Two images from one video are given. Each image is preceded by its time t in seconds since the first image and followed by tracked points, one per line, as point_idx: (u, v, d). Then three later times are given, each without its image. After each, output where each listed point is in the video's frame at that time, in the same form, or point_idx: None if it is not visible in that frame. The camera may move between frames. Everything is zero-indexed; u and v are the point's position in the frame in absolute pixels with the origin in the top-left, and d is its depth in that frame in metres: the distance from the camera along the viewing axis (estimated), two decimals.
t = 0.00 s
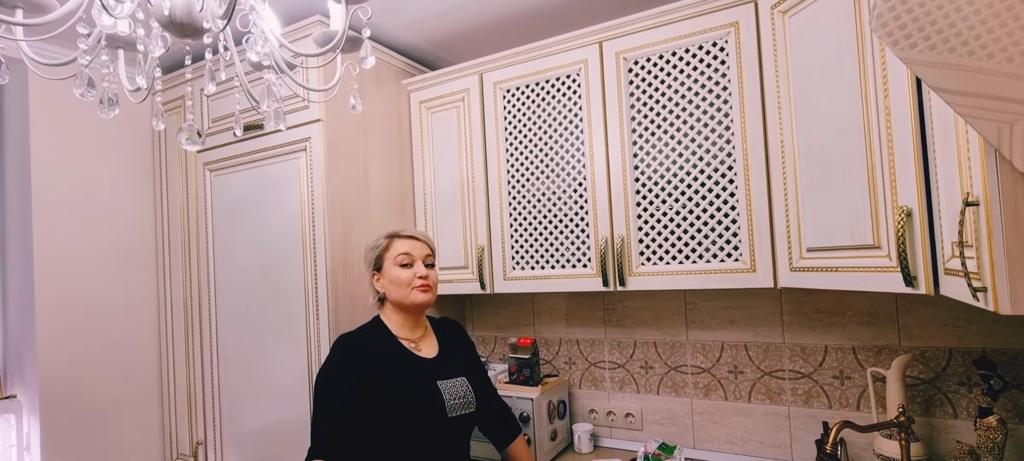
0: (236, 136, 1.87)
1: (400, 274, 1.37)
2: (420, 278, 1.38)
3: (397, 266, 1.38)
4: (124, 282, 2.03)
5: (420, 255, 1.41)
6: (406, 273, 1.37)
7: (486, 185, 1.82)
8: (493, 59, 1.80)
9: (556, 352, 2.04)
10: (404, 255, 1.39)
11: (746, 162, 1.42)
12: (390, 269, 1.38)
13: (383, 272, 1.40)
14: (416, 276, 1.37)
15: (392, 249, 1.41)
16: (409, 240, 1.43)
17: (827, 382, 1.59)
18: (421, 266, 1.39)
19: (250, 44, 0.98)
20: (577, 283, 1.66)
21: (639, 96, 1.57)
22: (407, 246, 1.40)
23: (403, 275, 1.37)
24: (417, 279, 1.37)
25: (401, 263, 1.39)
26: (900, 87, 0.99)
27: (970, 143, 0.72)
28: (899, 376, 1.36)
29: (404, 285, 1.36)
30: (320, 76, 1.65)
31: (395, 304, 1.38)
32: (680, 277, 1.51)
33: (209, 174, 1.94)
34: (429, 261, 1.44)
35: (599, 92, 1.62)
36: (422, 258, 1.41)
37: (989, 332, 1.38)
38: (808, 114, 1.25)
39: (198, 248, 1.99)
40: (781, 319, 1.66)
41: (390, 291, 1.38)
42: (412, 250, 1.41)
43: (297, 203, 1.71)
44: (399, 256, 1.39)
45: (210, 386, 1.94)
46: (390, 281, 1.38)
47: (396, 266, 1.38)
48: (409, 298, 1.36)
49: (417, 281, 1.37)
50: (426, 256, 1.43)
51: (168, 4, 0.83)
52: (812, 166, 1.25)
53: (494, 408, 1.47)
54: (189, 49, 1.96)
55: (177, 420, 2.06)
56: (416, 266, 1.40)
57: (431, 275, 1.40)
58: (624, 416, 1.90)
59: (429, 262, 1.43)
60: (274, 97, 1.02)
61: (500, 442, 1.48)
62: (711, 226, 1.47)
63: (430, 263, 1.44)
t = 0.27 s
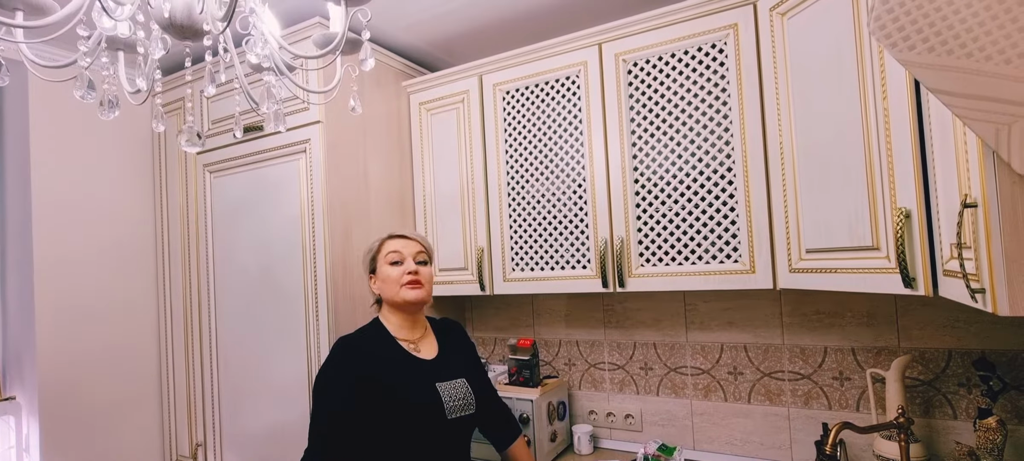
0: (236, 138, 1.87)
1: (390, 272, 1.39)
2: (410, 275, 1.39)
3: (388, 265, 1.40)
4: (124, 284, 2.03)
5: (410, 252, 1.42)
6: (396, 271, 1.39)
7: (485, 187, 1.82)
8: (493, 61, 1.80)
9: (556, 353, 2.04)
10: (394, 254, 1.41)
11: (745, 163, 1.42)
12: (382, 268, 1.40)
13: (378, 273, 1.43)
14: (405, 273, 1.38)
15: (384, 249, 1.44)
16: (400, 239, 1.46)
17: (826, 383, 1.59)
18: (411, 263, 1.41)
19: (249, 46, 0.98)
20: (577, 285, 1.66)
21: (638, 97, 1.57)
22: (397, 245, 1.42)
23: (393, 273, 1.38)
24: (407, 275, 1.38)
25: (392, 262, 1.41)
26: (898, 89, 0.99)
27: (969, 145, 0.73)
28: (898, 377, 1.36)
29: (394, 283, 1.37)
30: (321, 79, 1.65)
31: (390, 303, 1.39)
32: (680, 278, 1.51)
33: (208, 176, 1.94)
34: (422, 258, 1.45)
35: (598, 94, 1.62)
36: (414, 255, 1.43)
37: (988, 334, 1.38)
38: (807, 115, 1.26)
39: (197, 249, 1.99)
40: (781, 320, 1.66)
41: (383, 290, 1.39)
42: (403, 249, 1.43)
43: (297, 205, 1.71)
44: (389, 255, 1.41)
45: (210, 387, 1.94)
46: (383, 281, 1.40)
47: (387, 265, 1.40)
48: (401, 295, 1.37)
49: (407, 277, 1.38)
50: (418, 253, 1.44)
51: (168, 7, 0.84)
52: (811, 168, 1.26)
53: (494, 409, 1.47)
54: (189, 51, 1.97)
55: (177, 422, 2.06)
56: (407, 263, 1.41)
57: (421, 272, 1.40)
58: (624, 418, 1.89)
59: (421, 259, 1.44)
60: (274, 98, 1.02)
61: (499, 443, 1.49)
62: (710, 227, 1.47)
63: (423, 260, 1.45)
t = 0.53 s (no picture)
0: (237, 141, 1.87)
1: (387, 290, 1.37)
2: (405, 297, 1.36)
3: (385, 282, 1.38)
4: (126, 288, 2.03)
5: (408, 271, 1.37)
6: (392, 292, 1.36)
7: (486, 189, 1.82)
8: (493, 64, 1.80)
9: (557, 356, 2.04)
10: (392, 272, 1.37)
11: (745, 165, 1.43)
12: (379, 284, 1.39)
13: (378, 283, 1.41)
14: (401, 295, 1.36)
15: (385, 262, 1.40)
16: (400, 254, 1.40)
17: (828, 384, 1.59)
18: (409, 284, 1.37)
19: (250, 51, 0.98)
20: (578, 287, 1.66)
21: (638, 99, 1.57)
22: (397, 262, 1.38)
23: (389, 292, 1.37)
24: (401, 297, 1.35)
25: (390, 279, 1.38)
26: (898, 90, 1.00)
27: (967, 146, 0.73)
28: (900, 378, 1.36)
29: (389, 303, 1.37)
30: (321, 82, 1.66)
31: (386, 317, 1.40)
32: (681, 280, 1.51)
33: (210, 179, 1.95)
34: (423, 275, 1.40)
35: (598, 96, 1.63)
36: (413, 274, 1.38)
37: (989, 335, 1.38)
38: (806, 117, 1.26)
39: (199, 252, 2.00)
40: (782, 321, 1.66)
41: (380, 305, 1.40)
42: (402, 267, 1.38)
43: (298, 208, 1.72)
44: (388, 271, 1.38)
45: (211, 391, 1.95)
46: (380, 295, 1.39)
47: (385, 283, 1.38)
48: (395, 316, 1.36)
49: (402, 300, 1.36)
50: (419, 271, 1.39)
51: (170, 12, 0.85)
52: (811, 169, 1.26)
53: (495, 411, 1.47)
54: (190, 55, 1.97)
55: (178, 426, 2.06)
56: (405, 282, 1.38)
57: (418, 295, 1.37)
58: (625, 420, 1.89)
59: (420, 277, 1.39)
60: (275, 102, 1.02)
61: (500, 445, 1.48)
62: (711, 229, 1.47)
63: (423, 277, 1.40)
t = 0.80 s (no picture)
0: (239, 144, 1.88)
1: (391, 293, 1.37)
2: (410, 299, 1.36)
3: (389, 285, 1.38)
4: (128, 290, 2.03)
5: (413, 274, 1.37)
6: (396, 295, 1.36)
7: (487, 192, 1.82)
8: (494, 67, 1.81)
9: (558, 358, 2.04)
10: (396, 275, 1.37)
11: (746, 169, 1.43)
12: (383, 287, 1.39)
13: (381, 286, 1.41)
14: (405, 297, 1.36)
15: (388, 265, 1.40)
16: (405, 256, 1.40)
17: (829, 388, 1.59)
18: (413, 286, 1.37)
19: (252, 54, 0.97)
20: (579, 290, 1.66)
21: (639, 102, 1.58)
22: (400, 265, 1.38)
23: (394, 295, 1.37)
24: (406, 300, 1.35)
25: (394, 282, 1.38)
26: (898, 94, 1.00)
27: (967, 150, 0.73)
28: (901, 382, 1.36)
29: (393, 306, 1.36)
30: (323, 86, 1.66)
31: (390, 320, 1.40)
32: (682, 283, 1.51)
33: (211, 182, 1.96)
34: (427, 277, 1.41)
35: (599, 100, 1.63)
36: (417, 277, 1.38)
37: (991, 338, 1.38)
38: (807, 120, 1.26)
39: (200, 255, 2.00)
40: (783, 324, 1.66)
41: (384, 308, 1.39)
42: (406, 270, 1.38)
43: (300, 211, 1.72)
44: (392, 274, 1.38)
45: (212, 393, 1.95)
46: (384, 298, 1.39)
47: (389, 285, 1.38)
48: (399, 319, 1.36)
49: (406, 302, 1.36)
50: (422, 273, 1.39)
51: (173, 17, 0.85)
52: (811, 173, 1.26)
53: (496, 414, 1.47)
54: (193, 59, 1.98)
55: (179, 428, 2.06)
56: (409, 284, 1.38)
57: (422, 297, 1.37)
58: (626, 423, 1.89)
59: (424, 279, 1.40)
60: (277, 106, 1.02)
61: (501, 448, 1.49)
62: (711, 232, 1.48)
63: (427, 279, 1.41)
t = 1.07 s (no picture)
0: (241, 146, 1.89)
1: (390, 289, 1.38)
2: (408, 293, 1.37)
3: (387, 281, 1.39)
4: (129, 291, 2.04)
5: (410, 267, 1.39)
6: (394, 289, 1.38)
7: (488, 194, 1.83)
8: (495, 69, 1.81)
9: (559, 360, 2.04)
10: (393, 270, 1.39)
11: (747, 171, 1.43)
12: (381, 285, 1.40)
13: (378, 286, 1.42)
14: (404, 290, 1.37)
15: (385, 263, 1.42)
16: (400, 252, 1.42)
17: (831, 390, 1.58)
18: (410, 280, 1.39)
19: (255, 57, 0.98)
20: (580, 292, 1.67)
21: (640, 104, 1.58)
22: (396, 261, 1.40)
23: (392, 290, 1.38)
24: (405, 292, 1.37)
25: (391, 278, 1.39)
26: (899, 97, 1.00)
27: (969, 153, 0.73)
28: (903, 384, 1.36)
29: (393, 301, 1.37)
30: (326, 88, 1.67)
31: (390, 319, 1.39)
32: (683, 285, 1.51)
33: (213, 183, 1.96)
34: (423, 271, 1.43)
35: (601, 102, 1.63)
36: (414, 271, 1.40)
37: (993, 342, 1.38)
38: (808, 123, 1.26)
39: (202, 256, 2.00)
40: (784, 327, 1.66)
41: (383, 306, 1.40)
42: (402, 264, 1.40)
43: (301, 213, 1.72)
44: (389, 270, 1.40)
45: (213, 394, 1.95)
46: (383, 297, 1.40)
47: (386, 282, 1.39)
48: (399, 313, 1.37)
49: (405, 296, 1.37)
50: (418, 267, 1.41)
51: (177, 19, 0.85)
52: (813, 175, 1.26)
53: (496, 416, 1.47)
54: (195, 60, 1.99)
55: (180, 429, 2.06)
56: (406, 279, 1.39)
57: (421, 289, 1.39)
58: (627, 425, 1.89)
59: (421, 272, 1.42)
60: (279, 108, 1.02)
61: (501, 450, 1.49)
62: (713, 234, 1.48)
63: (423, 273, 1.43)
